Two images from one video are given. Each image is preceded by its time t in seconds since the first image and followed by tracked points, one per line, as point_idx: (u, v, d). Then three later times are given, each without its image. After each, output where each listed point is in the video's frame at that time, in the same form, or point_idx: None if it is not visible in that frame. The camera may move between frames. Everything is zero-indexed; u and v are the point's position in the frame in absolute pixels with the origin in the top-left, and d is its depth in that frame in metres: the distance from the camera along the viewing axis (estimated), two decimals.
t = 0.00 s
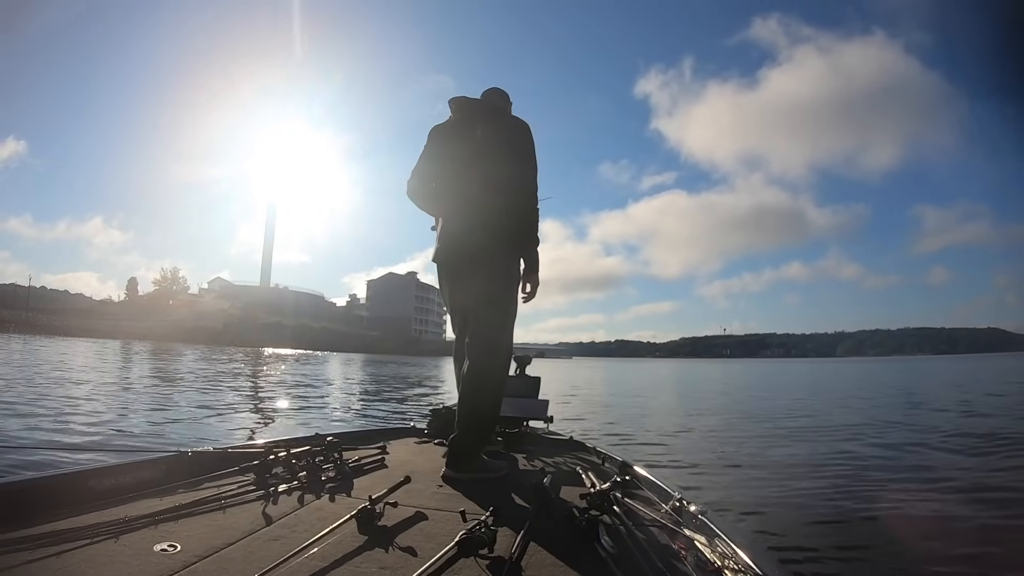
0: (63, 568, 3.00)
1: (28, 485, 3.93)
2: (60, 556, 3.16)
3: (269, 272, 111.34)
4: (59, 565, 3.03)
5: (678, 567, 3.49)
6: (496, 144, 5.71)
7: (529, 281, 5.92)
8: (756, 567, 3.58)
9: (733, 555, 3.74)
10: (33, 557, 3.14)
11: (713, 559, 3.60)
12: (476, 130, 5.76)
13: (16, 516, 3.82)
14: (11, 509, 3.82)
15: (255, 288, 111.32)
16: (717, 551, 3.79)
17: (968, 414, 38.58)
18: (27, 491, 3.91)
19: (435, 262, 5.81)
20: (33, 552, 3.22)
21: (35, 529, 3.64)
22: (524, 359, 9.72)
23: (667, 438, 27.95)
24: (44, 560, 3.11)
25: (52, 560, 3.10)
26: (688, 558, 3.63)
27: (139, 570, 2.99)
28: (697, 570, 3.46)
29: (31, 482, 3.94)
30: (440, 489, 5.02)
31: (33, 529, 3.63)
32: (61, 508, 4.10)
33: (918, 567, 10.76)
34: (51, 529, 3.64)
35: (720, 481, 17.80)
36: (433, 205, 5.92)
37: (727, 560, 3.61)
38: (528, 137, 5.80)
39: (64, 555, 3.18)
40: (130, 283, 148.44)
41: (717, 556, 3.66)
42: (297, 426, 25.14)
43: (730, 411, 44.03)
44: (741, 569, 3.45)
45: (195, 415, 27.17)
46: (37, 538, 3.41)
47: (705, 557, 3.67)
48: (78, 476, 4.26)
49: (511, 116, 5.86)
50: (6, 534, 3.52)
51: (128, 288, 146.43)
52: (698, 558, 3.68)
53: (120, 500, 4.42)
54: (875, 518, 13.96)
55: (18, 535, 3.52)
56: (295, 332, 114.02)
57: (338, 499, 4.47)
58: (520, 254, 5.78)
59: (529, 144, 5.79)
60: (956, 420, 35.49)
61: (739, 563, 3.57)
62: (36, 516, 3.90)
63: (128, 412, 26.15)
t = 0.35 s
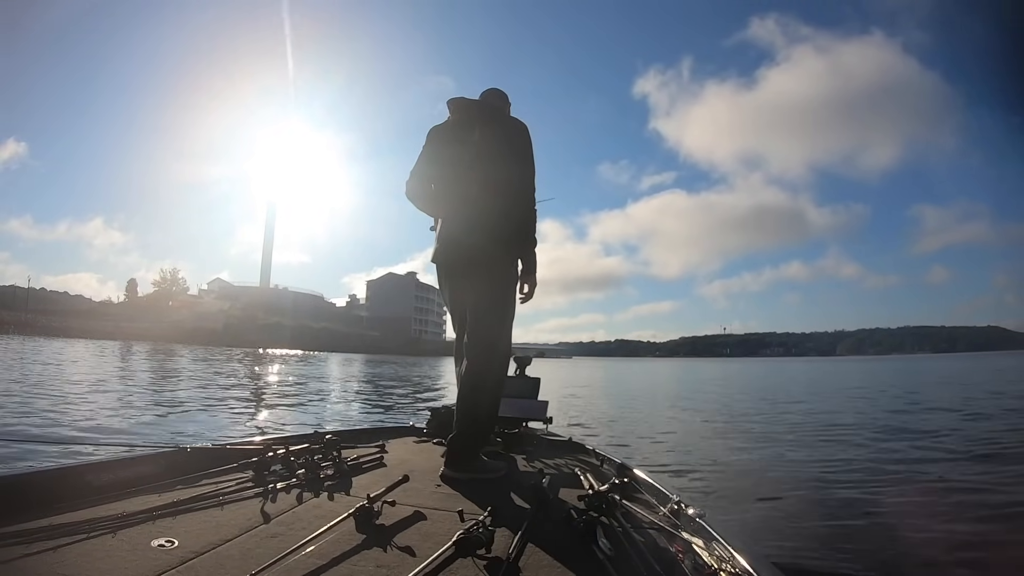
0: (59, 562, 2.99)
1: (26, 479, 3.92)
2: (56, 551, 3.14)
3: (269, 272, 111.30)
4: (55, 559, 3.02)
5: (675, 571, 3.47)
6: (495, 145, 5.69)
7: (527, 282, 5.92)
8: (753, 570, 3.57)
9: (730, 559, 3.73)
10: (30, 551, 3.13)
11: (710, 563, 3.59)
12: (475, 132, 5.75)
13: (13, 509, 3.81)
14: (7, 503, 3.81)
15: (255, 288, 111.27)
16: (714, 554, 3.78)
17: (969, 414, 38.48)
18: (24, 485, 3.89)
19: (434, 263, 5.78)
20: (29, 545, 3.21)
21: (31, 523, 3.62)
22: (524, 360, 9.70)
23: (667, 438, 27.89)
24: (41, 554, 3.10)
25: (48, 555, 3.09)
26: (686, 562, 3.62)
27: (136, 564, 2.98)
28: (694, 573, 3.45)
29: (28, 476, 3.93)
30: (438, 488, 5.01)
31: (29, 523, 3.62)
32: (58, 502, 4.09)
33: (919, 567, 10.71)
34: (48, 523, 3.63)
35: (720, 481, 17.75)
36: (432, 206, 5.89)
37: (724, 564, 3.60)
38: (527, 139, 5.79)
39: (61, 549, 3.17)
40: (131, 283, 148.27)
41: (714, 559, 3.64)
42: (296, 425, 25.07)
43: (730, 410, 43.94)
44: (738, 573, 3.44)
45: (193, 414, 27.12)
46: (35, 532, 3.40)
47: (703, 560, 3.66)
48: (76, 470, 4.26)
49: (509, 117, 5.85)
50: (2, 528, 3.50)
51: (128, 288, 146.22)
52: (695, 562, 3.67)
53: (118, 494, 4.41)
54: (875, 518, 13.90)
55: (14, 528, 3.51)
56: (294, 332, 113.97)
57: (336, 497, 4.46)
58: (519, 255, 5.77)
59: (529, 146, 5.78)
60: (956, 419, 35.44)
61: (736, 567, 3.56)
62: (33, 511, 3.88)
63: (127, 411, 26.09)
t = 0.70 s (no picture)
0: (60, 565, 2.99)
1: (27, 482, 3.91)
2: (58, 553, 3.14)
3: (268, 273, 111.18)
4: (57, 562, 3.02)
5: (675, 569, 3.48)
6: (494, 145, 5.69)
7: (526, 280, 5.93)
8: (755, 569, 3.57)
9: (731, 557, 3.74)
10: (32, 554, 3.13)
11: (712, 560, 3.59)
12: (474, 132, 5.75)
13: (14, 513, 3.81)
14: (8, 507, 3.80)
15: (254, 289, 111.37)
16: (715, 553, 3.78)
17: (970, 411, 38.41)
18: (25, 487, 3.89)
19: (434, 263, 5.78)
20: (31, 549, 3.21)
21: (33, 526, 3.62)
22: (524, 359, 9.70)
23: (667, 437, 27.89)
24: (42, 557, 3.09)
25: (50, 557, 3.09)
26: (687, 560, 3.62)
27: (137, 567, 2.98)
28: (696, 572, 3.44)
29: (28, 479, 3.92)
30: (438, 489, 5.00)
31: (32, 526, 3.62)
32: (61, 504, 4.09)
33: (921, 566, 10.68)
34: (50, 526, 3.62)
35: (720, 480, 17.75)
36: (432, 207, 5.89)
37: (726, 562, 3.60)
38: (526, 139, 5.80)
39: (63, 551, 3.17)
40: (130, 285, 148.31)
41: (715, 558, 3.64)
42: (296, 427, 25.07)
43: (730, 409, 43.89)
44: (739, 571, 3.45)
45: (194, 416, 27.12)
46: (36, 535, 3.39)
47: (703, 559, 3.66)
48: (77, 472, 4.25)
49: (509, 117, 5.85)
50: (4, 531, 3.50)
51: (127, 290, 146.25)
52: (696, 560, 3.67)
53: (120, 497, 4.41)
54: (876, 516, 13.88)
55: (16, 531, 3.50)
56: (294, 333, 113.92)
57: (337, 498, 4.46)
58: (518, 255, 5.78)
59: (527, 146, 5.78)
60: (957, 416, 35.36)
61: (737, 565, 3.56)
62: (35, 513, 3.89)
63: (127, 413, 26.11)
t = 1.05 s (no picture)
0: (63, 572, 2.99)
1: (28, 490, 3.92)
2: (61, 560, 3.15)
3: (268, 273, 111.17)
4: (60, 569, 3.02)
5: (679, 565, 3.48)
6: (496, 145, 5.70)
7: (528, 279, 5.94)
8: (758, 565, 3.58)
9: (735, 553, 3.74)
10: (34, 562, 3.13)
11: (714, 557, 3.61)
12: (476, 131, 5.76)
13: (16, 519, 3.82)
14: (10, 513, 3.80)
15: (254, 289, 111.47)
16: (718, 549, 3.79)
17: (969, 411, 38.39)
18: (27, 495, 3.90)
19: (436, 262, 5.80)
20: (33, 556, 3.22)
21: (36, 534, 3.63)
22: (524, 359, 9.72)
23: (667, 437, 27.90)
24: (45, 564, 3.10)
25: (54, 565, 3.10)
26: (690, 557, 3.63)
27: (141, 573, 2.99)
28: (699, 568, 3.45)
29: (30, 486, 3.93)
30: (440, 489, 5.01)
31: (35, 534, 3.63)
32: (64, 511, 4.10)
33: (920, 565, 10.67)
34: (53, 534, 3.63)
35: (720, 480, 17.75)
36: (434, 207, 5.91)
37: (729, 558, 3.61)
38: (528, 138, 5.81)
39: (66, 559, 3.18)
40: (130, 286, 148.41)
41: (718, 554, 3.66)
42: (296, 428, 25.14)
43: (730, 410, 43.88)
44: (742, 568, 3.46)
45: (194, 417, 27.15)
46: (39, 543, 3.40)
47: (707, 555, 3.67)
48: (79, 479, 4.26)
49: (511, 117, 5.87)
50: (6, 539, 3.51)
51: (128, 290, 146.40)
52: (699, 556, 3.68)
53: (122, 503, 4.43)
54: (876, 516, 13.87)
55: (18, 539, 3.51)
56: (295, 333, 114.03)
57: (339, 501, 4.47)
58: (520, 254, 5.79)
59: (529, 145, 5.79)
60: (957, 416, 35.34)
61: (740, 561, 3.57)
62: (38, 520, 3.90)
63: (127, 415, 26.12)
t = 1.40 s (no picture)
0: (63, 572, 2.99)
1: (28, 489, 3.92)
2: (60, 560, 3.15)
3: (268, 272, 111.27)
4: (59, 569, 3.02)
5: (679, 566, 3.49)
6: (497, 144, 5.70)
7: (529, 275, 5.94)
8: (758, 566, 3.58)
9: (735, 554, 3.75)
10: (33, 561, 3.13)
11: (715, 558, 3.61)
12: (477, 131, 5.76)
13: (16, 519, 3.81)
14: (9, 513, 3.80)
15: (254, 288, 111.46)
16: (718, 549, 3.79)
17: (968, 413, 38.40)
18: (27, 494, 3.91)
19: (436, 262, 5.80)
20: (34, 555, 3.22)
21: (35, 533, 3.63)
22: (524, 359, 9.72)
23: (666, 438, 27.88)
24: (44, 563, 3.10)
25: (53, 564, 3.10)
26: (691, 558, 3.63)
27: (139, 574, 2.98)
28: (699, 569, 3.46)
29: (30, 486, 3.93)
30: (440, 490, 5.01)
31: (35, 533, 3.63)
32: (64, 511, 4.11)
33: (919, 566, 10.68)
34: (52, 533, 3.62)
35: (720, 481, 17.75)
36: (435, 207, 5.91)
37: (729, 559, 3.61)
38: (528, 139, 5.80)
39: (66, 558, 3.18)
40: (130, 284, 148.41)
41: (719, 555, 3.65)
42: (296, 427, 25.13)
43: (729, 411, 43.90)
44: (742, 569, 3.46)
45: (193, 416, 27.12)
46: (40, 542, 3.41)
47: (707, 556, 3.67)
48: (78, 478, 4.26)
49: (512, 117, 5.86)
50: (5, 539, 3.51)
51: (128, 288, 146.44)
52: (699, 557, 3.69)
53: (122, 503, 4.43)
54: (875, 518, 13.88)
55: (17, 539, 3.51)
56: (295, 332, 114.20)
57: (339, 501, 4.47)
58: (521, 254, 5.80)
59: (529, 146, 5.78)
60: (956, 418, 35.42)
61: (740, 562, 3.57)
62: (38, 520, 3.90)
63: (126, 414, 26.10)
